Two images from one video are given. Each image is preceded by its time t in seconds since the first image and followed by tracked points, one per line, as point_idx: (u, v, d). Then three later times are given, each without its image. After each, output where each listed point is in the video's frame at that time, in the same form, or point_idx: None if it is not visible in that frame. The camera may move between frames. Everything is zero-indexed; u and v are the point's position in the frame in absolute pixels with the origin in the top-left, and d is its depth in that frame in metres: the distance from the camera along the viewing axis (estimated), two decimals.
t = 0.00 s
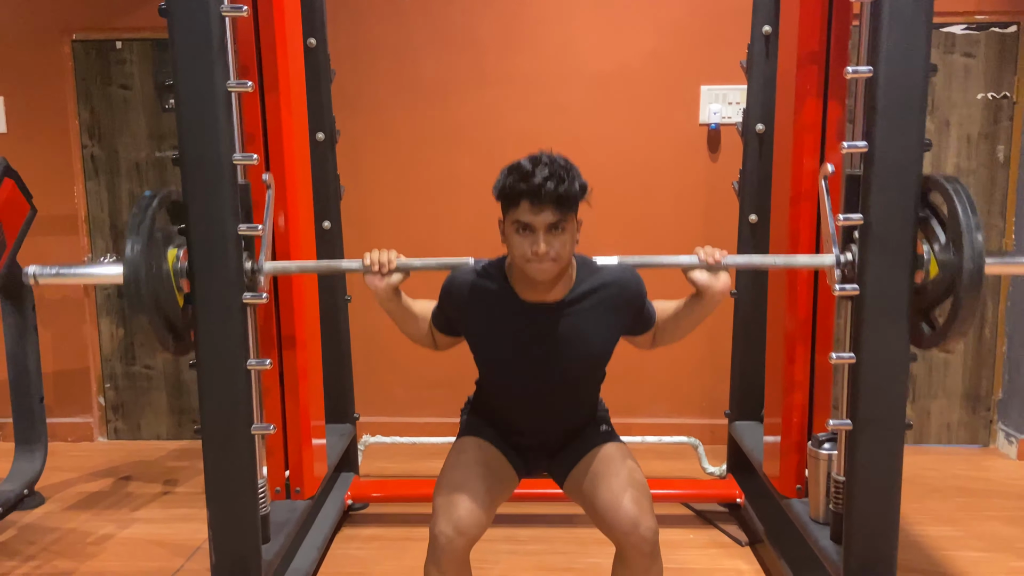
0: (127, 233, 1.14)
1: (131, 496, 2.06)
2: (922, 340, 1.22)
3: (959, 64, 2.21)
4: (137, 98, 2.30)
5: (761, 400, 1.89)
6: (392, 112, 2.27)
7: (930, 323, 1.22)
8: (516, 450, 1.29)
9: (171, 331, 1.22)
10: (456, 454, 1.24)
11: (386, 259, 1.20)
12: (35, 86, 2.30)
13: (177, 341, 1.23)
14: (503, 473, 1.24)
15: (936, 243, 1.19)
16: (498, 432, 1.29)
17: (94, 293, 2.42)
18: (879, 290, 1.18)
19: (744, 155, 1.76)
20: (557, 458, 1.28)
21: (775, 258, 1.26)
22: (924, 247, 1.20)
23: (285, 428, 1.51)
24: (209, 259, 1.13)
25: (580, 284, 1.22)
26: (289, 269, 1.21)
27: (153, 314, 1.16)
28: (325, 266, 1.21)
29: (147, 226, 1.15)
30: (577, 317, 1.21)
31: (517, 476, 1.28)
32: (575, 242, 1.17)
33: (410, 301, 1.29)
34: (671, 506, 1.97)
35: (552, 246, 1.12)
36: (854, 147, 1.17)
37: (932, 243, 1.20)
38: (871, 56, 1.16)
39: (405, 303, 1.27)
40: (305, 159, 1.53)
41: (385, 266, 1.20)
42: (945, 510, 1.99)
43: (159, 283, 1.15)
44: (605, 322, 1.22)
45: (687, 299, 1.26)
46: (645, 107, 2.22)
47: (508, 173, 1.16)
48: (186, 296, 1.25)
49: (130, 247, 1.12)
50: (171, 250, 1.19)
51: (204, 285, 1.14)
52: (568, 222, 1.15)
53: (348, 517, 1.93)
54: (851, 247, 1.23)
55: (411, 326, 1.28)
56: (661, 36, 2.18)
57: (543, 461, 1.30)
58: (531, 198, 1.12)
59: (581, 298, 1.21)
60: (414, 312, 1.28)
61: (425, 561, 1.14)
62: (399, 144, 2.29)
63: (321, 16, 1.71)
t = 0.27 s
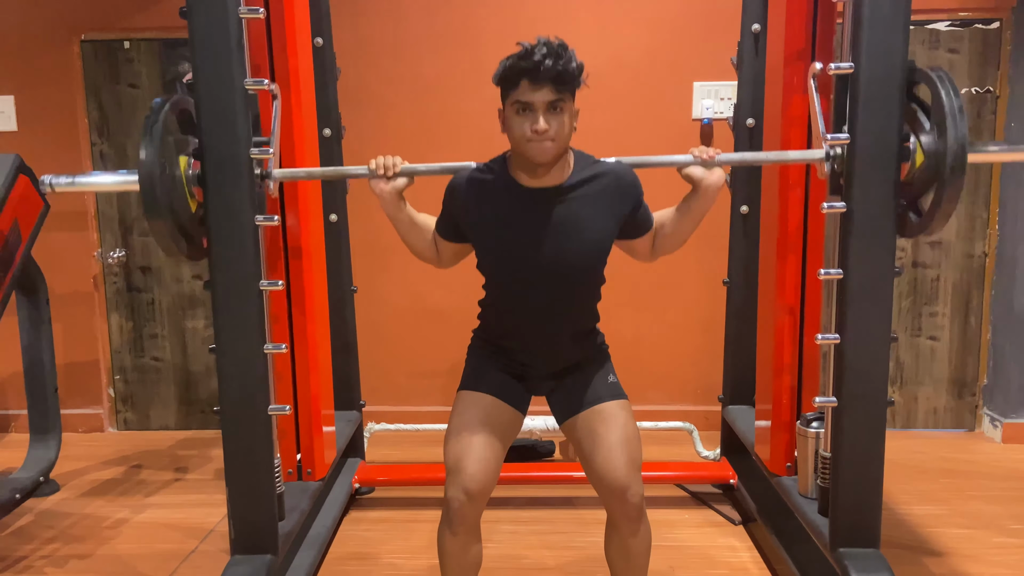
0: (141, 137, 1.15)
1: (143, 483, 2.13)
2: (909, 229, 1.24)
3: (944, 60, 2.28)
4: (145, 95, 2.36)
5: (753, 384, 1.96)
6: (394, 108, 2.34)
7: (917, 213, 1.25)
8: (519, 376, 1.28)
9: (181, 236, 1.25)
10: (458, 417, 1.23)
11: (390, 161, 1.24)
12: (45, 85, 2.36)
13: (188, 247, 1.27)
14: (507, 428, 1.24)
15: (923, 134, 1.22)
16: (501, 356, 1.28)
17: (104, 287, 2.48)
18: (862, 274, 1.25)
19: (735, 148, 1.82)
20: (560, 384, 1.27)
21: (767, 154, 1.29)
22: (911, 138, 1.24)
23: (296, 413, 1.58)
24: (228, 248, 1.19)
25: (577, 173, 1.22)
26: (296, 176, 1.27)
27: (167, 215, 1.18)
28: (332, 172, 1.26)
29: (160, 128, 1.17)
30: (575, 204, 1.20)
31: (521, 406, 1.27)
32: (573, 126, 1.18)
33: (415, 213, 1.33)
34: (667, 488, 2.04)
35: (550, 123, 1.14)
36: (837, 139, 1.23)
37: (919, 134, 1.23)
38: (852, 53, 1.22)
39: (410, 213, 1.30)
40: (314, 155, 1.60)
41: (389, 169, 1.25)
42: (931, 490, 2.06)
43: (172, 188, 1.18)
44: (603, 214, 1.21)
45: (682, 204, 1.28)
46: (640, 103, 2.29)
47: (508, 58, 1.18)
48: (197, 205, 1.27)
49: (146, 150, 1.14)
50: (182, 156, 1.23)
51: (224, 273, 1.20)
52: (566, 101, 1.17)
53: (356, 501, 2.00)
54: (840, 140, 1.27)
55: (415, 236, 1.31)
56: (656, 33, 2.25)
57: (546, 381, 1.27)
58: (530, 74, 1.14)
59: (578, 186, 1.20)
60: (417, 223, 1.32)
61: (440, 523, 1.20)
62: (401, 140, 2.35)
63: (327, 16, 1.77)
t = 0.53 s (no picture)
0: (151, 81, 1.16)
1: (150, 478, 2.18)
2: (895, 172, 1.32)
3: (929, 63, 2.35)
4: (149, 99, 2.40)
5: (745, 378, 2.02)
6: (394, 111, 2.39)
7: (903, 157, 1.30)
8: (522, 343, 1.25)
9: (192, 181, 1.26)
10: (471, 409, 1.26)
11: (394, 109, 1.27)
12: (51, 89, 2.40)
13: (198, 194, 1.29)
14: (518, 412, 1.29)
15: (909, 81, 1.26)
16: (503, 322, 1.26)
17: (109, 287, 2.52)
18: (849, 269, 1.30)
19: (727, 149, 1.88)
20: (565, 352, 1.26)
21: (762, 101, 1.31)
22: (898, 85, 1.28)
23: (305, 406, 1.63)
24: (242, 247, 1.24)
25: (575, 110, 1.20)
26: (303, 124, 1.29)
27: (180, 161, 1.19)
28: (338, 121, 1.28)
29: (173, 73, 1.18)
30: (572, 137, 1.18)
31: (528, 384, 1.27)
32: (572, 63, 1.18)
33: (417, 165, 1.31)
34: (662, 479, 2.10)
35: (549, 60, 1.14)
36: (823, 140, 1.29)
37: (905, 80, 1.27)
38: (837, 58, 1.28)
39: (412, 162, 1.29)
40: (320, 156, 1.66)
41: (394, 117, 1.27)
42: (918, 479, 2.13)
43: (183, 134, 1.19)
44: (601, 150, 1.19)
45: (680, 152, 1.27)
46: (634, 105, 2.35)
47: None
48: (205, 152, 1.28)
49: (156, 95, 1.15)
50: (190, 104, 1.24)
51: (238, 270, 1.25)
52: (565, 39, 1.16)
53: (360, 494, 2.05)
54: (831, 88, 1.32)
55: (416, 185, 1.29)
56: (649, 37, 2.31)
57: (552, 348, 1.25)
58: (529, 12, 1.13)
59: (576, 121, 1.18)
60: (420, 172, 1.30)
61: (459, 501, 1.31)
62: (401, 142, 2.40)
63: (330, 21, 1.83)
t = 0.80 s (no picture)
0: (168, 90, 1.20)
1: (155, 476, 2.22)
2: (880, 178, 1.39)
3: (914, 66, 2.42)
4: (151, 104, 2.44)
5: (736, 374, 2.08)
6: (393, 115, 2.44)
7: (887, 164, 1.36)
8: (525, 343, 1.31)
9: (205, 186, 1.31)
10: (474, 407, 1.31)
11: (400, 117, 1.33)
12: (54, 95, 2.44)
13: (211, 198, 1.34)
14: (520, 408, 1.34)
15: (892, 92, 1.32)
16: (506, 323, 1.31)
17: (112, 289, 2.56)
18: (835, 267, 1.37)
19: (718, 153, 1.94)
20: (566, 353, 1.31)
21: (750, 112, 1.37)
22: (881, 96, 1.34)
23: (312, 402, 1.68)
24: (253, 248, 1.29)
25: (575, 116, 1.26)
26: (313, 131, 1.35)
27: (196, 167, 1.23)
28: (346, 127, 1.33)
29: (185, 82, 1.22)
30: (571, 141, 1.23)
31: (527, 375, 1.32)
32: (574, 70, 1.23)
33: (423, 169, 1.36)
34: (657, 473, 2.16)
35: (552, 68, 1.19)
36: (811, 145, 1.35)
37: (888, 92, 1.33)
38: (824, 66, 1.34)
39: (418, 165, 1.34)
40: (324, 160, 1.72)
41: (400, 124, 1.33)
42: (905, 471, 2.19)
43: (198, 141, 1.23)
44: (599, 152, 1.23)
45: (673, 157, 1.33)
46: (628, 109, 2.41)
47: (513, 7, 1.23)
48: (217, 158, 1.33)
49: (172, 103, 1.19)
50: (205, 113, 1.29)
51: (249, 272, 1.29)
52: (566, 47, 1.21)
53: (362, 490, 2.10)
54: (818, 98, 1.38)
55: (421, 188, 1.34)
56: (642, 42, 2.37)
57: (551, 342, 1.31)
58: (533, 22, 1.19)
59: (575, 126, 1.24)
60: (424, 175, 1.34)
61: (464, 493, 1.36)
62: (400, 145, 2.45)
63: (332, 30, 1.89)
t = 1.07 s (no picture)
0: (177, 93, 1.25)
1: (157, 471, 2.27)
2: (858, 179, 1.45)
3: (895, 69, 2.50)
4: (151, 106, 2.48)
5: (724, 367, 2.15)
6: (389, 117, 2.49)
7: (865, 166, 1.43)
8: (522, 337, 1.36)
9: (212, 185, 1.36)
10: (473, 397, 1.37)
11: (400, 120, 1.35)
12: (56, 97, 2.48)
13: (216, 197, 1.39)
14: (516, 399, 1.40)
15: (869, 98, 1.39)
16: (503, 318, 1.37)
17: (112, 288, 2.60)
18: (817, 261, 1.42)
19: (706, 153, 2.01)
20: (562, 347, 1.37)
21: (736, 117, 1.43)
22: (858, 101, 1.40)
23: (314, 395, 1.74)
24: (260, 245, 1.34)
25: (568, 120, 1.32)
26: (315, 133, 1.39)
27: (203, 166, 1.29)
28: (348, 130, 1.36)
29: (194, 86, 1.27)
30: (566, 144, 1.29)
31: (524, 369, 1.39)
32: (567, 78, 1.29)
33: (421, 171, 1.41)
34: (647, 464, 2.23)
35: (547, 74, 1.25)
36: (793, 146, 1.41)
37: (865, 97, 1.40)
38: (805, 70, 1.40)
39: (417, 167, 1.39)
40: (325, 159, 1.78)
41: (400, 127, 1.35)
42: (888, 461, 2.26)
43: (206, 142, 1.28)
44: (592, 155, 1.30)
45: (661, 160, 1.40)
46: (618, 110, 2.48)
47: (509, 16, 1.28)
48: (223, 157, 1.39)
49: (181, 105, 1.24)
50: (212, 114, 1.35)
51: (256, 267, 1.35)
52: (561, 55, 1.27)
53: (361, 482, 2.16)
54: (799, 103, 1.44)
55: (419, 188, 1.39)
56: (632, 46, 2.44)
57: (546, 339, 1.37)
58: (529, 31, 1.24)
59: (569, 130, 1.30)
60: (423, 177, 1.40)
61: (463, 483, 1.40)
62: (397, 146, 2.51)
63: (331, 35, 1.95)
